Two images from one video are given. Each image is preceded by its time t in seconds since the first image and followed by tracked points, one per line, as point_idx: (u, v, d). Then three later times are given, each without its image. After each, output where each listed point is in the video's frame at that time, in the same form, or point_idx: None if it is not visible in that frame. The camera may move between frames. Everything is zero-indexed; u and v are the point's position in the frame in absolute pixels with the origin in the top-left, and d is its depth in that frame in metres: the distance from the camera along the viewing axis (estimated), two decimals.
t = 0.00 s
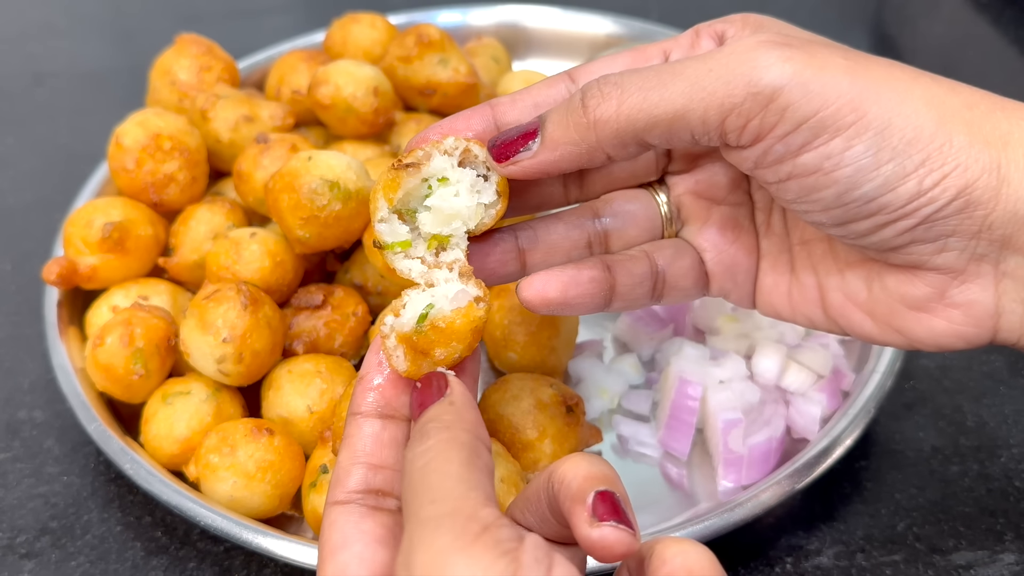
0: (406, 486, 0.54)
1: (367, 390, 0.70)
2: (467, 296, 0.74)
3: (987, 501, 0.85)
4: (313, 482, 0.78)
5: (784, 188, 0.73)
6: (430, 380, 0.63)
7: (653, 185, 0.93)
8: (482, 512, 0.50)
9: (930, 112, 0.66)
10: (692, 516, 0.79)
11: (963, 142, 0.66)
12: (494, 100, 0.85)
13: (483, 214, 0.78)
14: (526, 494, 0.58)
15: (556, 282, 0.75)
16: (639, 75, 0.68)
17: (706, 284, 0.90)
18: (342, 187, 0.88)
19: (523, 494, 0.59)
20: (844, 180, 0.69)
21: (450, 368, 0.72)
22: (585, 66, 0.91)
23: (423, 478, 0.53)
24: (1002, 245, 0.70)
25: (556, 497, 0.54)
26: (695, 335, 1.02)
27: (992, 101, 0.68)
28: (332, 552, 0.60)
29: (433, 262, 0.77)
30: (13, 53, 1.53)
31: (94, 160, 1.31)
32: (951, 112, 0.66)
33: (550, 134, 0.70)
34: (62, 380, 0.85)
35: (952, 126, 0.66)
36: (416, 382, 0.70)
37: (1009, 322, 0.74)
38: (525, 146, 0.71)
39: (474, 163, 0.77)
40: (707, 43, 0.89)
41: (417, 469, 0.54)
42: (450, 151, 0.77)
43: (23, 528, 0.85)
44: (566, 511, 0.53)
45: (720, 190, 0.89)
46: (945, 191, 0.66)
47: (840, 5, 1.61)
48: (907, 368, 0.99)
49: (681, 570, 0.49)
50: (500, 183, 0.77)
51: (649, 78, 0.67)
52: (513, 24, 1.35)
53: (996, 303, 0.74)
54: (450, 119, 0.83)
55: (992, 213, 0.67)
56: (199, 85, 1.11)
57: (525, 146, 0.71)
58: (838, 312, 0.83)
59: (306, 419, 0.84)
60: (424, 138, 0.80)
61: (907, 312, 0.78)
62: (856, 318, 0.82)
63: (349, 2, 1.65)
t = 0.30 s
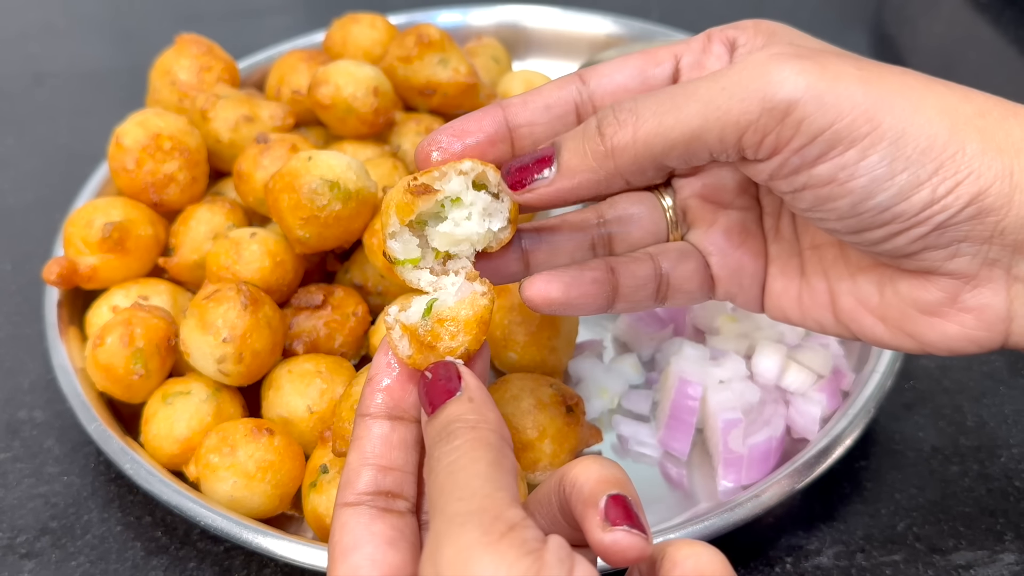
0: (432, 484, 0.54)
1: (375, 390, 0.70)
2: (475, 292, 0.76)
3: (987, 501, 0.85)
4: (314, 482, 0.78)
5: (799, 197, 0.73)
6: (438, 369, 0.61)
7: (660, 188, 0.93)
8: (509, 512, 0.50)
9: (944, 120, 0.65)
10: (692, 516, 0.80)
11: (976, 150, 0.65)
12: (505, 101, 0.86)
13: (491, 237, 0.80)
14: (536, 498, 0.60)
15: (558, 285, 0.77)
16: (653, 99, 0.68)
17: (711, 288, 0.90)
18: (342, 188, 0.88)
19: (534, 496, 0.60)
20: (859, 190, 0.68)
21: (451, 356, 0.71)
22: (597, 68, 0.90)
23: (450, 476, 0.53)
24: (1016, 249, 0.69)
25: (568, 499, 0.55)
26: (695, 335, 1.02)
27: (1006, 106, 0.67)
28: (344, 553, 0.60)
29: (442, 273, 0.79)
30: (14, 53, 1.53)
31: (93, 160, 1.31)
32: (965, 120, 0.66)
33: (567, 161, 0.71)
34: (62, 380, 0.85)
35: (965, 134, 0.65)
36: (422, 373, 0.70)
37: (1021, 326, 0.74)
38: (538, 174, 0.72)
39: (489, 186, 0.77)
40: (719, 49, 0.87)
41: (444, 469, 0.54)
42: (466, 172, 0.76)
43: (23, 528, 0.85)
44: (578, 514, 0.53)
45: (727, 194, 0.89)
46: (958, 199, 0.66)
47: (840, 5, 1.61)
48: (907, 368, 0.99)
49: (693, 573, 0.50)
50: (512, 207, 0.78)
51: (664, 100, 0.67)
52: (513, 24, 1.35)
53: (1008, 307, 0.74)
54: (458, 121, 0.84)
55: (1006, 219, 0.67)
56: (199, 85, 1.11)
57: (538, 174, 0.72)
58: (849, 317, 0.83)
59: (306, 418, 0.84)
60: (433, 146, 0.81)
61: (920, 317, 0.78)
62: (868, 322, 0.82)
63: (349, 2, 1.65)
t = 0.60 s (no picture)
0: (449, 505, 0.54)
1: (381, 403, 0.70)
2: (487, 305, 0.73)
3: (987, 501, 0.85)
4: (314, 482, 0.78)
5: (829, 219, 0.70)
6: (449, 385, 0.61)
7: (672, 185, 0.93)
8: (529, 536, 0.50)
9: (978, 136, 0.62)
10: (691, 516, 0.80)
11: (1014, 163, 0.62)
12: (516, 87, 0.86)
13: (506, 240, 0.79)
14: (549, 518, 0.59)
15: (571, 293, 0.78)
16: (682, 127, 0.62)
17: (727, 296, 0.90)
18: (342, 187, 0.88)
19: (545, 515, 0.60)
20: (893, 211, 0.65)
21: (459, 371, 0.70)
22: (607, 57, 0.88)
23: (467, 500, 0.52)
24: None
25: (584, 523, 0.55)
26: (694, 335, 1.01)
27: None
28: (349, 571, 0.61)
29: (456, 275, 0.78)
30: (14, 53, 1.53)
31: (93, 159, 1.31)
32: (1001, 134, 0.63)
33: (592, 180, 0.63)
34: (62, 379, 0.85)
35: (1003, 147, 0.62)
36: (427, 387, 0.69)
37: None
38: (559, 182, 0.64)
39: (504, 185, 0.77)
40: (736, 49, 0.85)
41: (459, 491, 0.54)
42: (481, 169, 0.76)
43: (23, 528, 0.85)
44: (595, 540, 0.53)
45: (744, 200, 0.89)
46: (995, 214, 0.64)
47: (840, 5, 1.61)
48: (907, 368, 0.98)
49: None
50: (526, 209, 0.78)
51: (693, 128, 0.61)
52: (513, 24, 1.35)
53: None
54: (470, 106, 0.84)
55: None
56: (199, 84, 1.11)
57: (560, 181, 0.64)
58: (877, 329, 0.80)
59: (306, 418, 0.84)
60: (444, 131, 0.81)
61: (954, 328, 0.75)
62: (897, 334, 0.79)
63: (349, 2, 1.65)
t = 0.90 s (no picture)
0: (472, 499, 0.54)
1: (398, 397, 0.69)
2: (510, 300, 0.73)
3: (987, 501, 0.85)
4: (314, 482, 0.78)
5: (846, 233, 0.70)
6: (468, 377, 0.60)
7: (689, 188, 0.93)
8: (554, 532, 0.50)
9: (994, 150, 0.61)
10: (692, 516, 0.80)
11: None
12: (531, 89, 0.86)
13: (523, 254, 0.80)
14: (569, 515, 0.59)
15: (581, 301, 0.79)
16: (698, 147, 0.61)
17: (742, 299, 0.90)
18: (342, 187, 0.88)
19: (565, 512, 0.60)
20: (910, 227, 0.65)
21: (477, 362, 0.69)
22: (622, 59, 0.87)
23: (492, 494, 0.52)
24: None
25: (604, 521, 0.55)
26: (694, 335, 1.01)
27: None
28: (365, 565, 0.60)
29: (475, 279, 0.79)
30: (13, 53, 1.53)
31: (93, 159, 1.31)
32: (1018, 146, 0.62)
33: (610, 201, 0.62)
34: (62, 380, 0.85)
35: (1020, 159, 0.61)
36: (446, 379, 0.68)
37: None
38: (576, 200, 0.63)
39: (521, 200, 0.78)
40: (753, 53, 0.83)
41: (483, 485, 0.53)
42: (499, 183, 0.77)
43: (23, 528, 0.85)
44: (615, 539, 0.53)
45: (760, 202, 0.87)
46: (1012, 226, 0.63)
47: (840, 5, 1.61)
48: (907, 368, 0.98)
49: None
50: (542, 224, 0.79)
51: (708, 148, 0.61)
52: (513, 24, 1.35)
53: None
54: (484, 108, 0.84)
55: None
56: (198, 85, 1.11)
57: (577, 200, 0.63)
58: (894, 332, 0.80)
59: (306, 419, 0.84)
60: (458, 132, 0.82)
61: (972, 335, 0.75)
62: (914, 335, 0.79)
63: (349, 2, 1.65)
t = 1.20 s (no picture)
0: (475, 479, 0.53)
1: (393, 407, 0.67)
2: (514, 280, 0.74)
3: (987, 501, 0.85)
4: (314, 482, 0.78)
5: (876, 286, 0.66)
6: (474, 348, 0.59)
7: (697, 183, 0.93)
8: (558, 520, 0.50)
9: None
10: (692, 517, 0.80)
11: None
12: (529, 88, 0.85)
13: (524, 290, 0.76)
14: (575, 506, 0.60)
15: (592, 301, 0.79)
16: (711, 216, 0.55)
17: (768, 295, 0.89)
18: (342, 187, 0.88)
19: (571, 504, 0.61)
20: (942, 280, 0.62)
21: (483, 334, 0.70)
22: (627, 50, 0.84)
23: (497, 474, 0.52)
24: None
25: (611, 514, 0.56)
26: (694, 335, 1.02)
27: None
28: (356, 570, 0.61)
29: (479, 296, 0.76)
30: (14, 53, 1.53)
31: (93, 159, 1.31)
32: None
33: (632, 289, 0.56)
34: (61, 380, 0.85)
35: None
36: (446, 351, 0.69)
37: None
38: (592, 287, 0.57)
39: (521, 239, 0.74)
40: (767, 55, 0.78)
41: (486, 466, 0.53)
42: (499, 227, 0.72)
43: (23, 528, 0.85)
44: (622, 532, 0.54)
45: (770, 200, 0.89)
46: None
47: (840, 5, 1.61)
48: (907, 368, 0.99)
49: None
50: (544, 259, 0.74)
51: (730, 223, 0.54)
52: (513, 24, 1.35)
53: None
54: (479, 115, 0.85)
55: None
56: (198, 84, 1.11)
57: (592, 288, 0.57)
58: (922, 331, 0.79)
59: (306, 419, 0.84)
60: (450, 142, 0.84)
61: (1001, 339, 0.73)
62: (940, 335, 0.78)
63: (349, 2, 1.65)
